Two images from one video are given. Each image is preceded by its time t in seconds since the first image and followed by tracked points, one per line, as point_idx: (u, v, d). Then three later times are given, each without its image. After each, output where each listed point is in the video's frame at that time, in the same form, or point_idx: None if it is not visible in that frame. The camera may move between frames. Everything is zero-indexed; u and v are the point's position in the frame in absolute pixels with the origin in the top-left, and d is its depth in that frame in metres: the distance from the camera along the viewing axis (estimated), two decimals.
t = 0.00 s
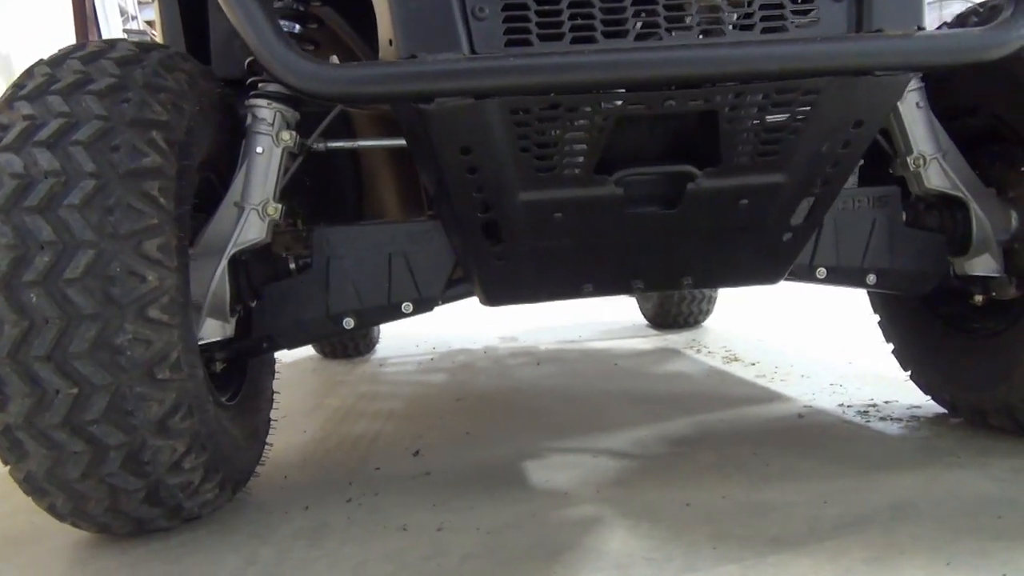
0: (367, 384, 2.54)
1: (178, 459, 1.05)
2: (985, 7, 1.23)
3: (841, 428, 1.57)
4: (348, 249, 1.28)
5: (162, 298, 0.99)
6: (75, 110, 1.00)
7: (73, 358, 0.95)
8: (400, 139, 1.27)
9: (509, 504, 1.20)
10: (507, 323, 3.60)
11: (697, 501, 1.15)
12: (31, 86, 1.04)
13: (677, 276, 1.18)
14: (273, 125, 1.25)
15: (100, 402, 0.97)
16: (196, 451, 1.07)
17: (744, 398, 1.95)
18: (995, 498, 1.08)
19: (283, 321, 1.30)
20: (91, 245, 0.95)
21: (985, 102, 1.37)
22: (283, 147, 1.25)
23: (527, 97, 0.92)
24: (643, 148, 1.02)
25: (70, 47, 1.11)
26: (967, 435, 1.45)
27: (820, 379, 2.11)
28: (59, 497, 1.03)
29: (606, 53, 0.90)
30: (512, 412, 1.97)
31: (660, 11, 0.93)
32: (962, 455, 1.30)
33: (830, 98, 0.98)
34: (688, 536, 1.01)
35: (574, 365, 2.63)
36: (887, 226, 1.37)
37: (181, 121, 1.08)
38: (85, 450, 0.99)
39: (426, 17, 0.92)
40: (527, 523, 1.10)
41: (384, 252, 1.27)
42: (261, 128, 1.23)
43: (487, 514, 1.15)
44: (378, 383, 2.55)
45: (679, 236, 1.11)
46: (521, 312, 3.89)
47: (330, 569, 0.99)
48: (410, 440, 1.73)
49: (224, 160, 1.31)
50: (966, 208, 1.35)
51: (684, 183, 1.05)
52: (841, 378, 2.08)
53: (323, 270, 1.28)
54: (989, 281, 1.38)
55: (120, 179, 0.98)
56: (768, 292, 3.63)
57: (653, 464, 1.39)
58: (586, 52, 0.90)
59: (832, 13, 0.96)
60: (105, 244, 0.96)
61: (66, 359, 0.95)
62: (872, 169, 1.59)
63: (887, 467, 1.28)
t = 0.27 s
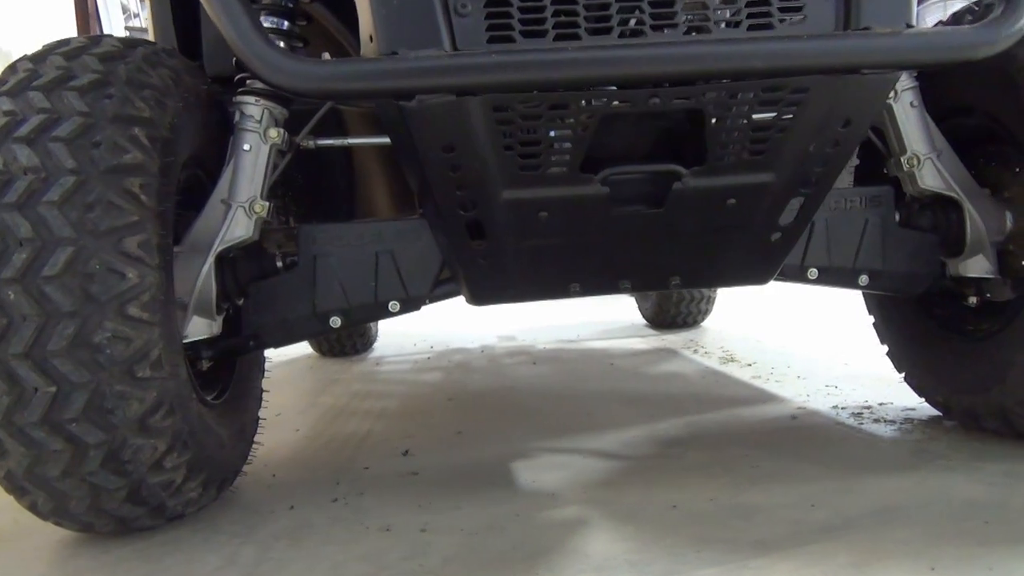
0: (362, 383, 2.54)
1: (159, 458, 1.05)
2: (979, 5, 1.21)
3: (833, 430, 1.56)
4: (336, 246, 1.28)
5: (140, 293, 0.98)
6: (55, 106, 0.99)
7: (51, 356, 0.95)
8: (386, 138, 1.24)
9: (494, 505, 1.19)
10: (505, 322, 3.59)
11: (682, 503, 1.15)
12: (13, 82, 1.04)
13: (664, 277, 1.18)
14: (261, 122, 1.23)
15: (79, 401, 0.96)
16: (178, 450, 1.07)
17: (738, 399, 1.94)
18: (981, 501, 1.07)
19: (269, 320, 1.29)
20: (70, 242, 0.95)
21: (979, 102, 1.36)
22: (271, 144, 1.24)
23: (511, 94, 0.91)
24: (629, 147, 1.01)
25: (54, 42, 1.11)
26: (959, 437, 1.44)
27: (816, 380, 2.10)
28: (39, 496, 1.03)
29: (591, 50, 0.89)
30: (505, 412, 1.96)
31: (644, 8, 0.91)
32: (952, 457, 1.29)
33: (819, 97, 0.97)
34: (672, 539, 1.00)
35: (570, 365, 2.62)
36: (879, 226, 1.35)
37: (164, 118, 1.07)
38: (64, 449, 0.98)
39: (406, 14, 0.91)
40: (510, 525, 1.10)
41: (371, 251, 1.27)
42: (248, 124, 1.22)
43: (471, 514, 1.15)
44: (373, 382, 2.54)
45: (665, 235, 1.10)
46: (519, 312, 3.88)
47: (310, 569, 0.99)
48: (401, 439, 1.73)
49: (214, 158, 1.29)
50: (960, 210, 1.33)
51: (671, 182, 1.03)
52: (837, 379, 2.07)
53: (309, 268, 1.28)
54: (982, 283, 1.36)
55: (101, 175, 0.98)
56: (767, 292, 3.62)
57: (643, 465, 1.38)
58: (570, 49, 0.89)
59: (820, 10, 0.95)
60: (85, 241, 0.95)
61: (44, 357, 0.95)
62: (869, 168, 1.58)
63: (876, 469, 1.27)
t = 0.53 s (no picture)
0: (356, 381, 2.53)
1: (140, 456, 1.04)
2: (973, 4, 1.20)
3: (824, 432, 1.55)
4: (322, 244, 1.26)
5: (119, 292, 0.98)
6: (36, 102, 0.99)
7: (29, 353, 0.94)
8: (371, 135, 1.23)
9: (479, 505, 1.19)
10: (502, 321, 3.58)
11: (665, 505, 1.14)
12: None
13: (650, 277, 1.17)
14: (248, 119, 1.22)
15: (57, 399, 0.96)
16: (160, 449, 1.06)
17: (732, 399, 1.92)
18: (967, 505, 1.06)
19: (255, 317, 1.28)
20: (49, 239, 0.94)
21: (972, 102, 1.35)
22: (258, 142, 1.22)
23: (495, 91, 0.91)
24: (614, 145, 1.01)
25: (38, 37, 1.10)
26: (950, 439, 1.43)
27: (810, 381, 2.09)
28: (19, 494, 1.02)
29: (576, 46, 0.88)
30: (497, 411, 1.95)
31: (628, 4, 0.90)
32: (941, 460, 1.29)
33: (805, 96, 0.96)
34: (654, 541, 1.00)
35: (565, 364, 2.61)
36: (871, 226, 1.34)
37: (148, 114, 1.06)
38: (42, 447, 0.98)
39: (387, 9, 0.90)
40: (494, 526, 1.09)
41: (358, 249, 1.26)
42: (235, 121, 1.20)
43: (454, 515, 1.14)
44: (367, 380, 2.54)
45: (651, 235, 1.09)
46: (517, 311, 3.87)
47: (290, 570, 0.98)
48: (390, 438, 1.72)
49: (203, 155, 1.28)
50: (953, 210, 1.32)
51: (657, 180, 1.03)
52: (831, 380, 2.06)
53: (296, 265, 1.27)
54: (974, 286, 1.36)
55: (81, 172, 0.97)
56: (765, 292, 3.61)
57: (631, 466, 1.37)
58: (554, 45, 0.88)
59: (806, 8, 0.94)
60: (64, 237, 0.95)
61: (22, 354, 0.94)
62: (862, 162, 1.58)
63: (865, 471, 1.26)
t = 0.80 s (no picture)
0: (349, 380, 2.53)
1: (119, 453, 1.04)
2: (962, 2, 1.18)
3: (813, 432, 1.54)
4: (306, 240, 1.26)
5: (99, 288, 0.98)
6: (15, 98, 0.98)
7: (6, 350, 0.94)
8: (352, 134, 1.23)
9: (461, 505, 1.18)
10: (498, 320, 3.57)
11: (646, 504, 1.14)
12: None
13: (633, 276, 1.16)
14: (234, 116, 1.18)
15: (35, 395, 0.96)
16: (140, 447, 1.06)
17: (723, 399, 1.92)
18: (947, 507, 1.06)
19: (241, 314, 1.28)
20: (26, 236, 0.94)
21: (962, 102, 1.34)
22: (243, 140, 1.19)
23: (476, 88, 0.90)
24: (596, 143, 1.00)
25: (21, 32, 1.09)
26: (937, 441, 1.42)
27: (802, 381, 2.08)
28: None
29: (558, 43, 0.87)
30: (487, 410, 1.95)
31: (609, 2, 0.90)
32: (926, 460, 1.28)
33: (789, 94, 0.96)
34: (632, 542, 0.99)
35: (558, 364, 2.61)
36: (857, 226, 1.34)
37: (129, 111, 1.06)
38: (20, 444, 0.98)
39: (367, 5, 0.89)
40: (475, 525, 1.09)
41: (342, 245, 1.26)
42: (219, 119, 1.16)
43: (436, 514, 1.14)
44: (360, 378, 2.53)
45: (634, 232, 1.09)
46: (513, 309, 3.86)
47: (267, 568, 0.98)
48: (379, 436, 1.72)
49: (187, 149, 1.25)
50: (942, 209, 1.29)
51: (640, 178, 1.02)
52: (823, 380, 2.05)
53: (280, 261, 1.27)
54: (963, 286, 1.36)
55: (60, 168, 0.97)
56: (762, 292, 3.60)
57: (618, 466, 1.37)
58: (535, 42, 0.87)
59: (788, 6, 0.93)
60: (41, 234, 0.95)
61: None
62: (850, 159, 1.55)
63: (849, 472, 1.26)
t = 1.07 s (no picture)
0: (343, 379, 2.52)
1: (101, 453, 1.04)
2: None
3: (806, 431, 1.53)
4: (291, 237, 1.26)
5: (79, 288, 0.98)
6: None
7: None
8: (330, 131, 1.20)
9: (447, 505, 1.18)
10: (496, 319, 3.57)
11: (632, 504, 1.13)
12: None
13: (618, 276, 1.15)
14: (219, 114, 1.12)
15: (14, 394, 0.96)
16: (122, 447, 1.06)
17: (717, 399, 1.91)
18: (932, 507, 1.05)
19: (228, 314, 1.27)
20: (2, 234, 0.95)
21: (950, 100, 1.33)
22: (229, 138, 1.12)
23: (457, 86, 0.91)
24: (579, 142, 1.00)
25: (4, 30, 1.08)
26: (928, 440, 1.41)
27: (798, 381, 2.07)
28: None
29: (540, 40, 0.86)
30: (480, 410, 1.94)
31: None
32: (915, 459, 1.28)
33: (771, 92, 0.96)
34: (611, 541, 0.99)
35: (554, 363, 2.60)
36: (847, 225, 1.33)
37: (112, 109, 1.05)
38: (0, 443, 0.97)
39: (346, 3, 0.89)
40: (459, 526, 1.08)
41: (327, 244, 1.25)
42: (204, 116, 1.11)
43: (419, 514, 1.14)
44: (355, 378, 2.53)
45: (617, 233, 1.09)
46: (511, 308, 3.85)
47: (247, 569, 0.98)
48: (369, 436, 1.71)
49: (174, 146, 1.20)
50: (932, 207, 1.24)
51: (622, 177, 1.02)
52: (818, 380, 2.04)
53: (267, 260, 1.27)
54: (954, 284, 1.34)
55: (38, 167, 0.97)
56: (760, 291, 3.59)
57: (607, 465, 1.36)
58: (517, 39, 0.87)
59: (771, 3, 0.93)
60: (19, 233, 0.95)
61: None
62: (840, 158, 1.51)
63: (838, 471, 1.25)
